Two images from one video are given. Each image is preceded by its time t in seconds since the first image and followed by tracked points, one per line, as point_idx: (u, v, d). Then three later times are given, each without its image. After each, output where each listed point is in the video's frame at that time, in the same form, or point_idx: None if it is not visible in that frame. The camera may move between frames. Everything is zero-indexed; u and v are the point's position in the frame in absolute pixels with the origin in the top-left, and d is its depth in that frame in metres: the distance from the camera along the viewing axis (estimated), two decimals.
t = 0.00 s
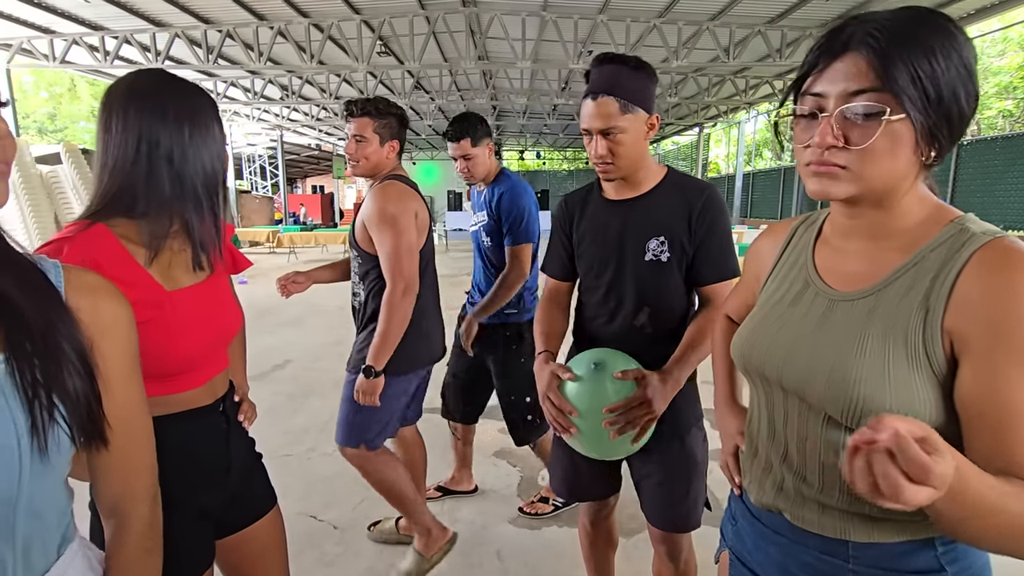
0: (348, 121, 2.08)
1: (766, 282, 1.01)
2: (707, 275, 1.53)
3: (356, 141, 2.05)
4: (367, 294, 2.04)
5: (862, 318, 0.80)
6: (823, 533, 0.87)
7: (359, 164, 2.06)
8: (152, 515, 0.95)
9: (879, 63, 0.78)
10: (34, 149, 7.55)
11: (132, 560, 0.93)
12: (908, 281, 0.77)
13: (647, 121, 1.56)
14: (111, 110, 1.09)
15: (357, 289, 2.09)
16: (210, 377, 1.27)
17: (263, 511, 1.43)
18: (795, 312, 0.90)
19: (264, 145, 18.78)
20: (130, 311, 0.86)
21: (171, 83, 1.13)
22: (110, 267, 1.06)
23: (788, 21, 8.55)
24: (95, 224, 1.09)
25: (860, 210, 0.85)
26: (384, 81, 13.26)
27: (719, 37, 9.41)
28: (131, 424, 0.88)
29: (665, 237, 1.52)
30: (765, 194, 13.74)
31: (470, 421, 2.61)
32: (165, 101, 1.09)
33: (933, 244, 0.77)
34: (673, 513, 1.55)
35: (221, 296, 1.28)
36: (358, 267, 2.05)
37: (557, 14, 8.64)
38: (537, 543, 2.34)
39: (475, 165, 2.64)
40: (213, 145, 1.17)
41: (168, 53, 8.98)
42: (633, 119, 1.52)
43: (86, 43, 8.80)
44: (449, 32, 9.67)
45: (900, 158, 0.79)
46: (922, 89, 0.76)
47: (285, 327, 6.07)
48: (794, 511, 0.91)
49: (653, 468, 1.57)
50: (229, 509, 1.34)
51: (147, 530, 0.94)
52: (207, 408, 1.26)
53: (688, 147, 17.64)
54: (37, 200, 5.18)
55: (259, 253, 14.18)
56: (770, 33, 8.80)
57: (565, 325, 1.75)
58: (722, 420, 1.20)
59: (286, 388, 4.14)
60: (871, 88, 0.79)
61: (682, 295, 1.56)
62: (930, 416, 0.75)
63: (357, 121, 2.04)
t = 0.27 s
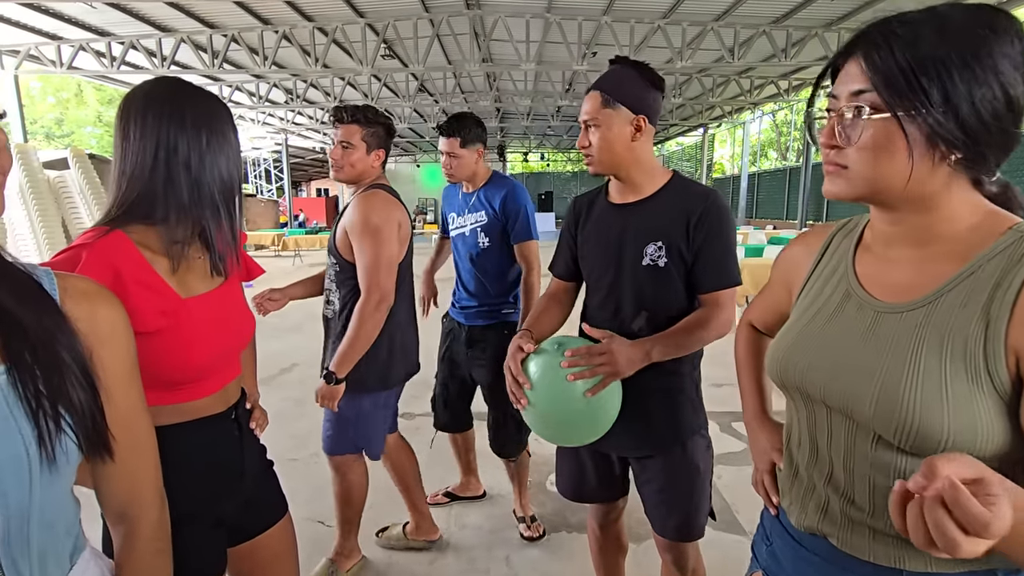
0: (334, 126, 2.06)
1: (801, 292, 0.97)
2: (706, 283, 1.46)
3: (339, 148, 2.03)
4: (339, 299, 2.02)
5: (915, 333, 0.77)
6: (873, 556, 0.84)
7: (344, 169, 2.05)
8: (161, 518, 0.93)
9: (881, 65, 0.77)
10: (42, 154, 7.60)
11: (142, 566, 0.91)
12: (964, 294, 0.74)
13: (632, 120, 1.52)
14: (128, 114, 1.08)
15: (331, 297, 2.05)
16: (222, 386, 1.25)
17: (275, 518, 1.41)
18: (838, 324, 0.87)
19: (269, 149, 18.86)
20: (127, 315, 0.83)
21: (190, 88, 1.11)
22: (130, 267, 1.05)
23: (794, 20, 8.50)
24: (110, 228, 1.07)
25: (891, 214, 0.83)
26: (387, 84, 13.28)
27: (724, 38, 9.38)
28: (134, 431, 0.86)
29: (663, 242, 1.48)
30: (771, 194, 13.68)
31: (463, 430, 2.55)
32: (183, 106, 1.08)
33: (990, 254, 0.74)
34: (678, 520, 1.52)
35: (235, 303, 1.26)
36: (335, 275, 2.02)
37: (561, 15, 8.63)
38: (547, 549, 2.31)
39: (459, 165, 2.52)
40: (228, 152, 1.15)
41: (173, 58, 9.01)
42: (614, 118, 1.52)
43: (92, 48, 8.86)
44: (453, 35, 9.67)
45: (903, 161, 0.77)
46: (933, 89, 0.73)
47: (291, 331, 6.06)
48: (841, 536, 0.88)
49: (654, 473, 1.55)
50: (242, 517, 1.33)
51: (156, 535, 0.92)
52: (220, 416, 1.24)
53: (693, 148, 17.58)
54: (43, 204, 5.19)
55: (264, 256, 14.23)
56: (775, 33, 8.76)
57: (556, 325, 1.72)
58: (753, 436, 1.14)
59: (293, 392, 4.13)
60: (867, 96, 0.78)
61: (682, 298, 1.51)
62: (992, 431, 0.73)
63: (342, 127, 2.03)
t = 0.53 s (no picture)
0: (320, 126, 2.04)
1: (853, 298, 0.93)
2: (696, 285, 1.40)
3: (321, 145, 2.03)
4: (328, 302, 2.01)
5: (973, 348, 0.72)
6: None
7: (330, 168, 2.03)
8: (163, 519, 0.92)
9: (934, 66, 0.73)
10: (47, 157, 7.62)
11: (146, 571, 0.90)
12: None
13: (624, 118, 1.51)
14: (134, 119, 1.07)
15: (319, 300, 2.03)
16: (228, 391, 1.24)
17: (281, 524, 1.39)
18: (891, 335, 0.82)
19: (273, 152, 18.91)
20: (122, 319, 0.82)
21: (196, 93, 1.10)
22: (133, 271, 1.04)
23: (797, 21, 8.48)
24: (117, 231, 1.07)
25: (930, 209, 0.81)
26: (391, 86, 13.30)
27: (727, 39, 9.36)
28: (133, 433, 0.85)
29: (653, 244, 1.45)
30: (775, 196, 13.65)
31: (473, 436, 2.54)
32: (189, 110, 1.07)
33: None
34: (673, 528, 1.48)
35: (244, 308, 1.26)
36: (326, 276, 2.00)
37: (564, 18, 8.62)
38: (554, 554, 2.29)
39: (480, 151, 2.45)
40: (234, 156, 1.14)
41: (177, 61, 9.05)
42: (606, 115, 1.52)
43: (97, 52, 8.89)
44: (456, 38, 9.68)
45: (945, 164, 0.74)
46: (989, 89, 0.68)
47: (295, 333, 6.07)
48: (884, 562, 0.85)
49: (648, 478, 1.51)
50: (247, 523, 1.31)
51: (160, 535, 0.91)
52: (225, 421, 1.23)
53: (696, 149, 17.56)
54: (48, 208, 5.20)
55: (268, 258, 14.27)
56: (779, 34, 8.73)
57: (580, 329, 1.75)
58: (804, 453, 1.08)
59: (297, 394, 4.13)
60: (912, 92, 0.75)
61: (678, 301, 1.48)
62: None
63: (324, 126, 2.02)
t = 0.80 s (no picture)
0: (318, 135, 2.03)
1: (892, 310, 0.92)
2: (704, 293, 1.34)
3: (323, 151, 2.02)
4: (356, 305, 2.01)
5: (1002, 359, 0.71)
6: None
7: (338, 175, 1.99)
8: (164, 528, 0.92)
9: (962, 83, 0.74)
10: (52, 159, 7.65)
11: None
12: None
13: (629, 121, 1.48)
14: (134, 127, 1.08)
15: (345, 303, 2.02)
16: (229, 398, 1.24)
17: (282, 531, 1.38)
18: (923, 348, 0.82)
19: (276, 153, 18.95)
20: (121, 327, 0.81)
21: (199, 99, 1.10)
22: (130, 276, 1.04)
23: (801, 23, 8.46)
24: (115, 237, 1.07)
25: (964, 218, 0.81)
26: (394, 88, 13.32)
27: (731, 41, 9.34)
28: (133, 442, 0.84)
29: (652, 248, 1.44)
30: (778, 198, 13.61)
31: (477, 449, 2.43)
32: (186, 117, 1.07)
33: None
34: (669, 538, 1.45)
35: (247, 315, 1.26)
36: (351, 278, 1.99)
37: (567, 20, 8.61)
38: (557, 559, 2.27)
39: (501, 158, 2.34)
40: (235, 162, 1.12)
41: (182, 64, 9.09)
42: (614, 118, 1.50)
43: (102, 54, 8.92)
44: (459, 40, 9.69)
45: (968, 179, 0.76)
46: (1016, 105, 0.69)
47: (298, 335, 6.07)
48: None
49: (643, 485, 1.51)
50: (248, 529, 1.30)
51: (161, 544, 0.91)
52: (225, 429, 1.23)
53: (699, 151, 17.53)
54: (54, 209, 5.22)
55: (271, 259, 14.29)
56: (783, 36, 8.71)
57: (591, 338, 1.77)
58: (844, 467, 1.07)
59: (299, 397, 4.13)
60: (937, 104, 0.77)
61: (683, 309, 1.46)
62: None
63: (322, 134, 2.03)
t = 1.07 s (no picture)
0: (318, 137, 2.01)
1: (877, 302, 0.93)
2: (716, 296, 1.32)
3: (323, 152, 2.00)
4: (383, 295, 2.05)
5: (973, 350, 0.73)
6: None
7: (340, 174, 1.98)
8: (159, 524, 0.92)
9: (945, 88, 0.74)
10: (55, 159, 7.67)
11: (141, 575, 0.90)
12: None
13: (644, 118, 1.48)
14: (120, 128, 1.08)
15: (371, 296, 2.03)
16: (219, 396, 1.25)
17: (275, 531, 1.37)
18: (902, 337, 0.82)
19: (278, 153, 18.98)
20: (115, 324, 0.82)
21: (184, 98, 1.10)
22: (117, 272, 1.06)
23: (803, 24, 8.46)
24: (104, 236, 1.08)
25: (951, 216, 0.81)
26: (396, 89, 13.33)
27: (732, 42, 9.33)
28: (127, 438, 0.85)
29: (664, 246, 1.44)
30: (780, 198, 13.59)
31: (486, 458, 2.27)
32: (171, 118, 1.07)
33: None
34: (672, 536, 1.45)
35: (240, 314, 1.26)
36: (375, 271, 2.03)
37: (569, 20, 8.61)
38: (555, 559, 2.27)
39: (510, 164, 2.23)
40: (220, 160, 1.12)
41: (185, 64, 9.12)
42: (630, 115, 1.50)
43: (105, 55, 8.95)
44: (461, 40, 9.70)
45: (950, 183, 0.76)
46: (997, 112, 0.69)
47: (299, 334, 6.08)
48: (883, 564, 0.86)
49: (646, 479, 1.52)
50: (242, 527, 1.30)
51: (155, 539, 0.91)
52: (216, 428, 1.24)
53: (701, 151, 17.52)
54: (56, 209, 5.24)
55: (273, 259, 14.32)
56: (784, 37, 8.70)
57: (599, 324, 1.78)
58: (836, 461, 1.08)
59: (300, 396, 4.14)
60: (922, 108, 0.77)
61: (693, 310, 1.45)
62: None
63: (321, 135, 2.01)
